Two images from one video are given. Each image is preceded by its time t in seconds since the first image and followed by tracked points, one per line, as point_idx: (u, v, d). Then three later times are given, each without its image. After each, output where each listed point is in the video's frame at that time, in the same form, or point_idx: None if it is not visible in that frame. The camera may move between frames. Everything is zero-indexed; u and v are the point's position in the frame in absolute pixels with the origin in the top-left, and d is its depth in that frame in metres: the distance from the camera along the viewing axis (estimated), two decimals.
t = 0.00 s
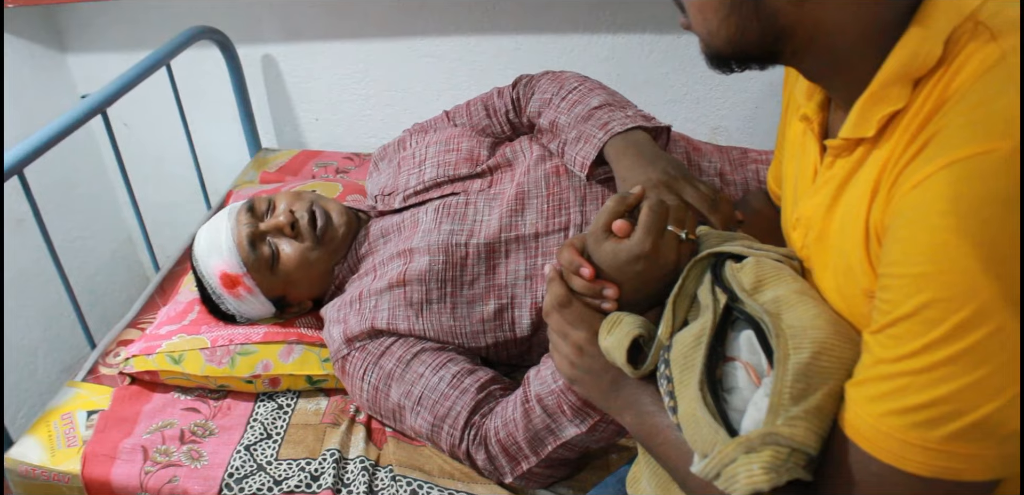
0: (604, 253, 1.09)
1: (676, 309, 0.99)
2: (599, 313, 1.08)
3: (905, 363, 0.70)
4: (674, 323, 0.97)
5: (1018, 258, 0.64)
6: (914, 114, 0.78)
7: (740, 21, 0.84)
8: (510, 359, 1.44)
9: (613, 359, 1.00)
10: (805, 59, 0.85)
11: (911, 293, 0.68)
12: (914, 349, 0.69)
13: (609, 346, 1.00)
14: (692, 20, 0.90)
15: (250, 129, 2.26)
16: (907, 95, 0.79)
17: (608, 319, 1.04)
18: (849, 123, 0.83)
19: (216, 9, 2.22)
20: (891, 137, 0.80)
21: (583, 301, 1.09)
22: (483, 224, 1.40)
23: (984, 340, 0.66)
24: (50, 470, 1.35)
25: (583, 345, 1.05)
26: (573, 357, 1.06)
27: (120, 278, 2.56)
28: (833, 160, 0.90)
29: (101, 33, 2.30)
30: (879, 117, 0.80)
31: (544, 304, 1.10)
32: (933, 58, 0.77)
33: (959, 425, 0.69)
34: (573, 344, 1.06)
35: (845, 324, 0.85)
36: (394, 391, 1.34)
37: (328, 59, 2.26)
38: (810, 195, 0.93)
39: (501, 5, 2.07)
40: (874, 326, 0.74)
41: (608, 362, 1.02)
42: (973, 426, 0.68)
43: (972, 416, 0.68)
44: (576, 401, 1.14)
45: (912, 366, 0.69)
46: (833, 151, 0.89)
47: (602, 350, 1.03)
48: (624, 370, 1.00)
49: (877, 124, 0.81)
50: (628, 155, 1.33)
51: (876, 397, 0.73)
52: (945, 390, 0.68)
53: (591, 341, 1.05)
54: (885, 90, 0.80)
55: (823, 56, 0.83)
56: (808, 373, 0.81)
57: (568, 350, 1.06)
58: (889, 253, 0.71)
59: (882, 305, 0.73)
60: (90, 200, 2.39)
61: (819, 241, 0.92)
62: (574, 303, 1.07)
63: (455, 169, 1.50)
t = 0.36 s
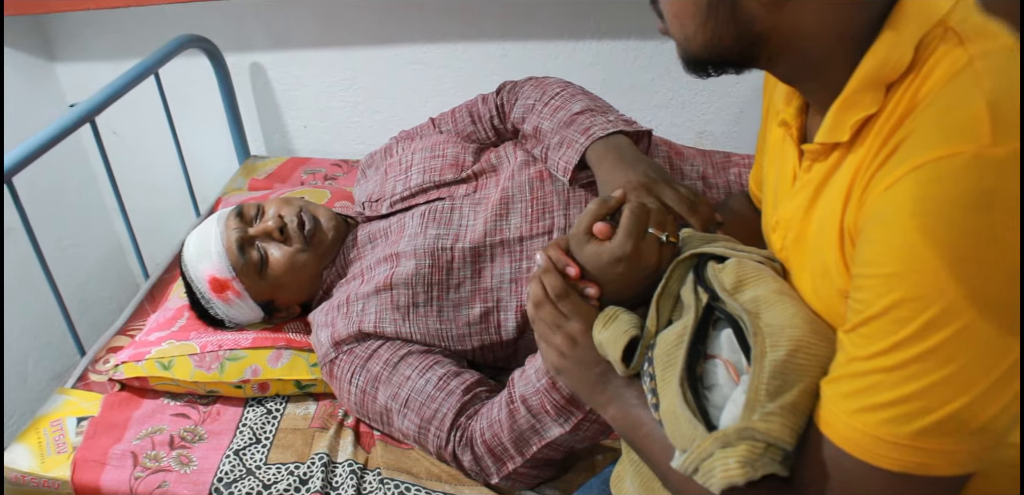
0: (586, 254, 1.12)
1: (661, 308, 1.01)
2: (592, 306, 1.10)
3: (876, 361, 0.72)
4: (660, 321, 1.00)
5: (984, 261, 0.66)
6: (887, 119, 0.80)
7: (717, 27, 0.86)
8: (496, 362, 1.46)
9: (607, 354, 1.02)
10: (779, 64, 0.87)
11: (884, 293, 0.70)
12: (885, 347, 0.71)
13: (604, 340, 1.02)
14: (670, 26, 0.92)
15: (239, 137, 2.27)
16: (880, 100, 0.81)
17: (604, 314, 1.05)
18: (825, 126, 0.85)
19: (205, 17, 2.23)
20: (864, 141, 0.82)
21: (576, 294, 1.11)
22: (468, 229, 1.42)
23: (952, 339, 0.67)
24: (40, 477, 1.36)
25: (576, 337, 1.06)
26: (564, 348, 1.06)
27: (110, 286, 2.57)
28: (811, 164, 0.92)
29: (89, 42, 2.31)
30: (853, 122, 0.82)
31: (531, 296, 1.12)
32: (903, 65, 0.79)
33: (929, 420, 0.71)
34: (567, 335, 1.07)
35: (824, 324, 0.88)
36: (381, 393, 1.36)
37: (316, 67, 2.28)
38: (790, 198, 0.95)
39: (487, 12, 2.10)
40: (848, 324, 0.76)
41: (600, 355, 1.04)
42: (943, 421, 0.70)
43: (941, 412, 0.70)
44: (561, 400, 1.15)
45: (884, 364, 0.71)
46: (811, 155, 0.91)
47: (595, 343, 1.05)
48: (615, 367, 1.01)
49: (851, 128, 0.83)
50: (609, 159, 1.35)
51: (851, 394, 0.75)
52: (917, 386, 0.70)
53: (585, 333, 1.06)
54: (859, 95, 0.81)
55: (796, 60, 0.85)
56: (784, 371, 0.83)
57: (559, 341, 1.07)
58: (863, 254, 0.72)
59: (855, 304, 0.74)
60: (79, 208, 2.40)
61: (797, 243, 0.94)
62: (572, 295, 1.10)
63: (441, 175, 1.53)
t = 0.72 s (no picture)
0: (570, 251, 1.15)
1: (645, 306, 1.04)
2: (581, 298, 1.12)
3: (848, 354, 0.72)
4: (643, 318, 1.03)
5: (954, 256, 0.65)
6: (862, 119, 0.80)
7: (697, 30, 0.89)
8: (483, 362, 1.48)
9: (596, 347, 1.04)
10: (759, 65, 0.89)
11: (858, 286, 0.70)
12: (858, 340, 0.71)
13: (594, 333, 1.04)
14: (653, 28, 0.95)
15: (229, 140, 2.28)
16: (857, 100, 0.81)
17: (595, 308, 1.07)
18: (803, 127, 0.86)
19: (195, 21, 2.25)
20: (841, 141, 0.82)
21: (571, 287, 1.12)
22: (454, 230, 1.45)
23: (923, 330, 0.67)
24: (30, 477, 1.37)
25: (566, 328, 1.09)
26: (554, 338, 1.09)
27: (101, 289, 2.57)
28: (790, 163, 0.92)
29: (80, 46, 2.32)
30: (830, 121, 0.83)
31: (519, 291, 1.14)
32: (879, 64, 0.78)
33: (900, 411, 0.70)
34: (557, 327, 1.09)
35: (796, 316, 0.90)
36: (368, 393, 1.38)
37: (306, 70, 2.29)
38: (771, 196, 0.96)
39: (476, 17, 2.12)
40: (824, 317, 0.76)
41: (587, 347, 1.06)
42: (914, 412, 0.70)
43: (911, 403, 0.70)
44: (545, 398, 1.18)
45: (856, 356, 0.71)
46: (790, 154, 0.92)
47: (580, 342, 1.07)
48: (603, 361, 1.03)
49: (829, 127, 0.83)
50: (592, 161, 1.37)
51: (825, 386, 0.75)
52: (887, 378, 0.70)
53: (577, 325, 1.09)
54: (836, 95, 0.82)
55: (775, 61, 0.87)
56: (762, 362, 0.85)
57: (549, 332, 1.10)
58: (839, 248, 0.72)
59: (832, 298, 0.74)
60: (70, 211, 2.41)
61: (777, 240, 0.95)
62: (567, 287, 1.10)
63: (426, 178, 1.55)
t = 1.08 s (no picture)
0: (554, 249, 1.17)
1: (632, 302, 1.06)
2: (566, 292, 1.15)
3: (826, 345, 0.72)
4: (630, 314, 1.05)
5: (931, 251, 0.64)
6: (843, 118, 0.81)
7: (683, 30, 0.91)
8: (473, 360, 1.50)
9: (583, 340, 1.06)
10: (743, 65, 0.91)
11: (835, 279, 0.69)
12: (835, 331, 0.71)
13: (581, 326, 1.05)
14: (640, 29, 0.98)
15: (221, 141, 2.29)
16: (837, 100, 0.82)
17: (581, 302, 1.09)
18: (786, 126, 0.88)
19: (187, 22, 2.26)
20: (822, 139, 0.84)
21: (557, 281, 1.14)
22: (444, 229, 1.46)
23: (898, 322, 0.67)
24: (22, 474, 1.38)
25: (551, 323, 1.11)
26: (539, 334, 1.11)
27: (92, 288, 2.58)
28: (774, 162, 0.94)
29: (73, 46, 2.33)
30: (811, 121, 0.85)
31: (506, 287, 1.16)
32: (859, 65, 0.80)
33: (876, 401, 0.70)
34: (542, 322, 1.12)
35: (779, 310, 0.91)
36: (358, 390, 1.39)
37: (299, 71, 2.31)
38: (756, 195, 0.98)
39: (467, 18, 2.14)
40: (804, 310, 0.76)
41: (575, 340, 1.08)
42: (890, 402, 0.70)
43: (887, 393, 0.70)
44: (532, 394, 1.20)
45: (833, 348, 0.71)
46: (774, 153, 0.94)
47: (565, 338, 1.09)
48: (591, 354, 1.05)
49: (810, 127, 0.85)
50: (580, 158, 1.40)
51: (803, 377, 0.75)
52: (864, 369, 0.69)
53: (560, 319, 1.11)
54: (818, 95, 0.84)
55: (759, 61, 0.90)
56: (744, 353, 0.87)
57: (534, 328, 1.12)
58: (818, 243, 0.72)
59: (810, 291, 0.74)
60: (62, 210, 2.41)
61: (760, 238, 0.97)
62: (551, 281, 1.13)
63: (416, 178, 1.57)
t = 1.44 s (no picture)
0: (541, 247, 1.19)
1: (620, 298, 1.08)
2: (553, 289, 1.17)
3: (806, 338, 0.74)
4: (618, 310, 1.07)
5: (905, 247, 0.65)
6: (822, 116, 0.83)
7: (665, 29, 0.94)
8: (464, 358, 1.52)
9: (570, 335, 1.07)
10: (724, 64, 0.93)
11: (814, 273, 0.71)
12: (815, 324, 0.73)
13: (568, 322, 1.07)
14: (625, 27, 1.02)
15: (214, 140, 2.31)
16: (817, 98, 0.84)
17: (569, 299, 1.11)
18: (768, 123, 0.90)
19: (179, 22, 2.26)
20: (803, 136, 0.86)
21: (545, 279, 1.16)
22: (435, 228, 1.48)
23: (873, 315, 0.68)
24: (16, 471, 1.39)
25: (538, 321, 1.13)
26: (527, 332, 1.13)
27: (85, 288, 2.58)
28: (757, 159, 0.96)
29: (66, 46, 2.33)
30: (790, 119, 0.87)
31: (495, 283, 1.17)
32: (837, 65, 0.81)
33: (854, 392, 0.72)
34: (529, 320, 1.14)
35: (761, 305, 0.93)
36: (350, 388, 1.41)
37: (290, 71, 2.32)
38: (739, 192, 1.00)
39: (458, 19, 2.15)
40: (785, 304, 0.78)
41: (562, 337, 1.10)
42: (868, 393, 0.72)
43: (866, 384, 0.72)
44: (521, 390, 1.22)
45: (813, 340, 0.73)
46: (756, 151, 0.96)
47: (553, 333, 1.11)
48: (578, 349, 1.07)
49: (790, 125, 0.87)
50: (570, 156, 1.42)
51: (783, 369, 0.77)
52: (843, 361, 0.71)
53: (548, 317, 1.13)
54: (797, 94, 0.85)
55: (739, 60, 0.92)
56: (728, 347, 0.89)
57: (522, 327, 1.14)
58: (798, 238, 0.74)
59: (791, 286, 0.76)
60: (54, 210, 2.42)
61: (744, 234, 0.99)
62: (538, 279, 1.14)
63: (408, 177, 1.59)
